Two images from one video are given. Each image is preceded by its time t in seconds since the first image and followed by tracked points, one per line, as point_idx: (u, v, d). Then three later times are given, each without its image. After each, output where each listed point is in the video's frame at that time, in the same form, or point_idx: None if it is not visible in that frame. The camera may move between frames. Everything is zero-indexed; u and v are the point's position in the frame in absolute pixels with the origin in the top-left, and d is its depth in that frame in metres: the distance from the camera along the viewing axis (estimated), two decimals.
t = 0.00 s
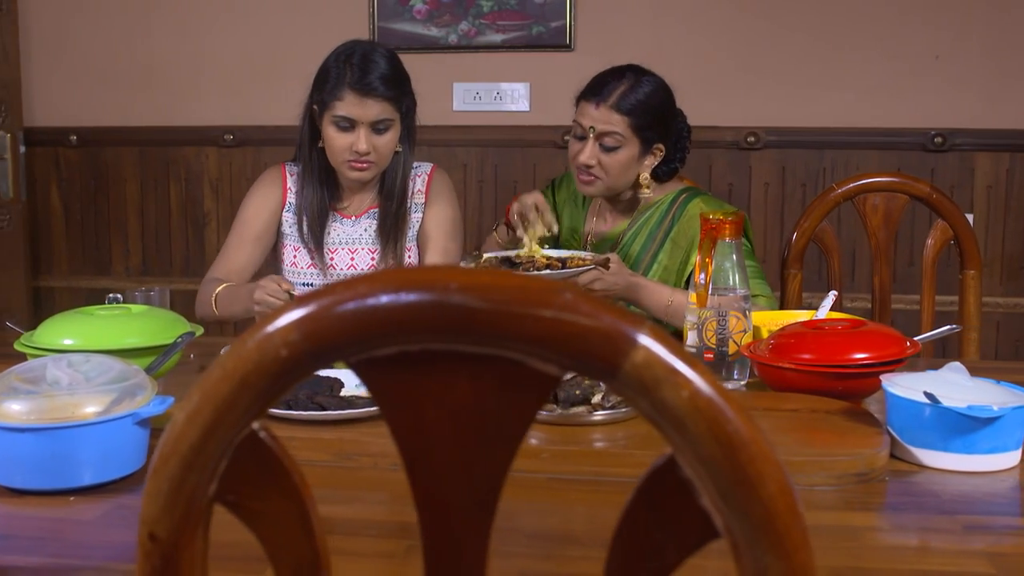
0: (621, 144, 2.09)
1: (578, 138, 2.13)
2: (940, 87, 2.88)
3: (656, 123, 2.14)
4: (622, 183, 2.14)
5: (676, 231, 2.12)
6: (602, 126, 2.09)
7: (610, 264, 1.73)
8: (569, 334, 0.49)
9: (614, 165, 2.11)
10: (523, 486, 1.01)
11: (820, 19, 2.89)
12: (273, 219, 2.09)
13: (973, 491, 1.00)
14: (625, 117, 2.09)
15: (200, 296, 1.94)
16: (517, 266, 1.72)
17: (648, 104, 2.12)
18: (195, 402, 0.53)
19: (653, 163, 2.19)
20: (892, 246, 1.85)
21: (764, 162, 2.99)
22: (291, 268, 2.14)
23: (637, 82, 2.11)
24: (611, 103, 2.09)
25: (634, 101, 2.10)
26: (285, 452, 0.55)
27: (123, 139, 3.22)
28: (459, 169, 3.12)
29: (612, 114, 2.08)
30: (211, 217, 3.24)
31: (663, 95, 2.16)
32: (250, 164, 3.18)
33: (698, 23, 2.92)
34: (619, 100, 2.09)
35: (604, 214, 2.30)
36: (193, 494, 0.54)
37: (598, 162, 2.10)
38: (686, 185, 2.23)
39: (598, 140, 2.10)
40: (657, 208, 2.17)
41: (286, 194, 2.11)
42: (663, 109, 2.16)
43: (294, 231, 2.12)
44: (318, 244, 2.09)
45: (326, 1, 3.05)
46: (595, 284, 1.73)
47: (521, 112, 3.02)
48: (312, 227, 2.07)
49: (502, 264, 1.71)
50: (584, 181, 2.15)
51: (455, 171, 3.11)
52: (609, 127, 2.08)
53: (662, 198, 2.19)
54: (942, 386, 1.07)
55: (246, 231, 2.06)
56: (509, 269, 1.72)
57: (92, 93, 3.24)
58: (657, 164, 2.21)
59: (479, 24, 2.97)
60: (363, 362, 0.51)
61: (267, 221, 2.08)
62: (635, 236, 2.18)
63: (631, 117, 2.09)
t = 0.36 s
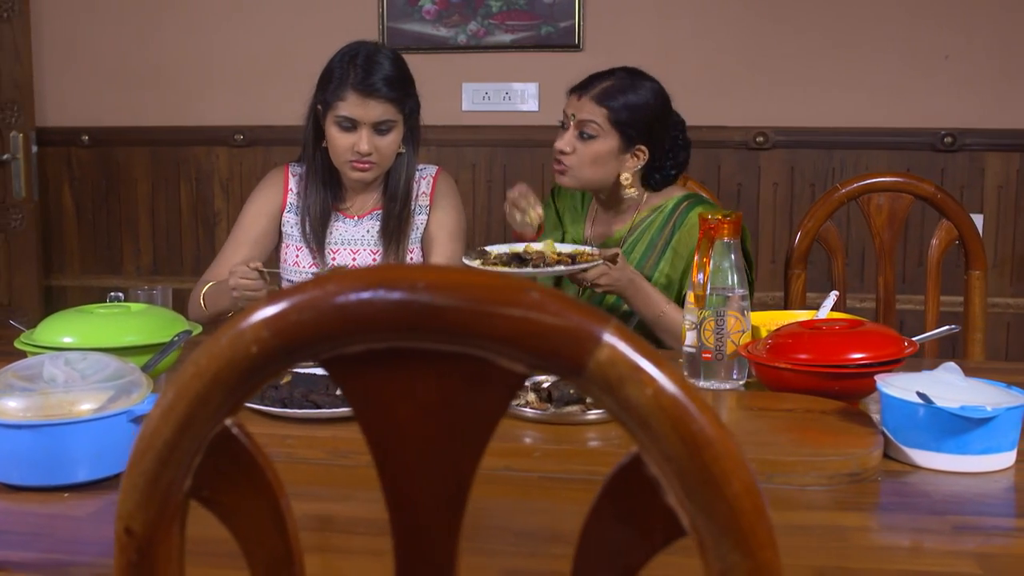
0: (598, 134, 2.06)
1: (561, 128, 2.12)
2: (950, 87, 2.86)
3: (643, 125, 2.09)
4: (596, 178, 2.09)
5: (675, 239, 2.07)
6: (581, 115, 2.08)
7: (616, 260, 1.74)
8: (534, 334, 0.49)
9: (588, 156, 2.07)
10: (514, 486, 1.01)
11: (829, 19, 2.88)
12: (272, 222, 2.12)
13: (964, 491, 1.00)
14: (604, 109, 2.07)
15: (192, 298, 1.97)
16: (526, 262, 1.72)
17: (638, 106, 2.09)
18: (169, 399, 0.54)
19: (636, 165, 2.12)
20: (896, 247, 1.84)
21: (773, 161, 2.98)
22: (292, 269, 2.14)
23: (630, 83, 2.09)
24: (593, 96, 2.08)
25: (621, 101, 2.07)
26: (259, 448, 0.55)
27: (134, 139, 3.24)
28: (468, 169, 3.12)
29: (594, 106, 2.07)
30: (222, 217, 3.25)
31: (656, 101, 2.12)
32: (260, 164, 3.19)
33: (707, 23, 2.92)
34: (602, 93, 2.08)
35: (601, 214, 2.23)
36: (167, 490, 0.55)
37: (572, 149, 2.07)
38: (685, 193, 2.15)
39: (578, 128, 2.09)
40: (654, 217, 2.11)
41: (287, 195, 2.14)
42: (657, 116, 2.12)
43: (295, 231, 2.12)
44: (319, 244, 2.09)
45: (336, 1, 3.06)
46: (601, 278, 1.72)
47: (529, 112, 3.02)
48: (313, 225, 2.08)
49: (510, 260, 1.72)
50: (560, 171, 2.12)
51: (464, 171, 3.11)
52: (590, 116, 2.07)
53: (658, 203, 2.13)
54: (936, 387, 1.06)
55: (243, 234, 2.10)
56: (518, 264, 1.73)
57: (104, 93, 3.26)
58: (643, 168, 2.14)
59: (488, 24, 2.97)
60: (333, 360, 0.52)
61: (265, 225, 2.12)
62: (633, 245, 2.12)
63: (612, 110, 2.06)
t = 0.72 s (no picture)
0: (590, 146, 2.01)
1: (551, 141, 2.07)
2: (960, 87, 2.85)
3: (632, 130, 2.04)
4: (592, 188, 2.06)
5: (661, 238, 2.01)
6: (571, 128, 2.02)
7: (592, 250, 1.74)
8: (501, 332, 0.49)
9: (583, 168, 2.03)
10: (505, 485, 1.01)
11: (839, 19, 2.87)
12: (276, 222, 2.15)
13: (956, 492, 1.00)
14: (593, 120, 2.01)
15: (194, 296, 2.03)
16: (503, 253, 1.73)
17: (625, 112, 2.03)
18: (144, 396, 0.54)
19: (629, 169, 2.08)
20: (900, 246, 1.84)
21: (782, 161, 2.97)
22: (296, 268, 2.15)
23: (614, 90, 2.03)
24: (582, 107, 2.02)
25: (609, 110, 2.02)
26: (233, 444, 0.56)
27: (144, 139, 3.26)
28: (477, 169, 3.13)
29: (583, 118, 2.01)
30: (232, 216, 3.27)
31: (642, 103, 2.07)
32: (270, 164, 3.20)
33: (716, 23, 2.92)
34: (588, 103, 2.02)
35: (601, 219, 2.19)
36: (144, 486, 0.55)
37: (567, 164, 2.03)
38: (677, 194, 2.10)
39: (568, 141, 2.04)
40: (644, 220, 2.06)
41: (293, 195, 2.15)
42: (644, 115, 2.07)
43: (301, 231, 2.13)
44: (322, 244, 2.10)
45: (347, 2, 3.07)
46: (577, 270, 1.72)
47: (538, 112, 3.03)
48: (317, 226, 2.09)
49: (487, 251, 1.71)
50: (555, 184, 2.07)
51: (474, 170, 3.12)
52: (580, 131, 2.01)
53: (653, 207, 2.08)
54: (931, 387, 1.06)
55: (247, 234, 2.12)
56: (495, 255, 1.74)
57: (115, 93, 3.28)
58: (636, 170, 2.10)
59: (497, 24, 2.98)
60: (304, 357, 0.52)
61: (269, 225, 2.15)
62: (622, 251, 2.07)
63: (601, 120, 2.01)
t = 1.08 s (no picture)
0: (610, 130, 2.01)
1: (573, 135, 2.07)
2: (968, 87, 2.84)
3: (652, 113, 2.05)
4: (621, 176, 2.04)
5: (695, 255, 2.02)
6: (590, 117, 2.03)
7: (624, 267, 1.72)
8: (469, 331, 0.50)
9: (607, 154, 2.01)
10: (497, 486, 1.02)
11: (847, 19, 2.87)
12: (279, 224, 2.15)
13: (948, 492, 1.00)
14: (610, 106, 2.02)
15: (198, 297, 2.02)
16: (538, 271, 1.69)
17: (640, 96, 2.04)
18: (122, 393, 0.55)
19: (654, 153, 2.08)
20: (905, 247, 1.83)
21: (790, 162, 2.97)
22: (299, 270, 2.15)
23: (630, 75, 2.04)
24: (597, 96, 2.03)
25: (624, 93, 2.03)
26: (209, 440, 0.57)
27: (154, 139, 3.27)
28: (485, 169, 3.13)
29: (600, 105, 2.02)
30: (241, 216, 3.29)
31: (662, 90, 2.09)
32: (279, 164, 3.21)
33: (724, 23, 2.91)
34: (604, 91, 2.03)
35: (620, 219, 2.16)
36: (121, 482, 0.56)
37: (590, 153, 2.03)
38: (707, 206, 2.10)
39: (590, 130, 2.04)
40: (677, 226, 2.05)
41: (295, 197, 2.16)
42: (661, 105, 2.08)
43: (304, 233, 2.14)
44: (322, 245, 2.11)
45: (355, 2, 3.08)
46: (611, 287, 1.73)
47: (546, 112, 3.03)
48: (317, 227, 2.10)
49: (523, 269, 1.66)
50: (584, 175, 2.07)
51: (481, 170, 3.12)
52: (598, 116, 2.02)
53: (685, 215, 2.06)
54: (924, 387, 1.06)
55: (249, 235, 2.13)
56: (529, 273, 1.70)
57: (126, 94, 3.30)
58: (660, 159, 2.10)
59: (505, 25, 2.98)
60: (278, 355, 0.53)
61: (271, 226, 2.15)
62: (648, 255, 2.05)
63: (619, 105, 2.02)
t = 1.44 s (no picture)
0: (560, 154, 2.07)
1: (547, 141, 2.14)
2: (975, 87, 2.83)
3: (610, 148, 2.04)
4: (569, 195, 2.11)
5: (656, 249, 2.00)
6: (554, 135, 2.09)
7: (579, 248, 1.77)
8: (439, 329, 0.50)
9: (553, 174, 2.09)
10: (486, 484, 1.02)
11: (853, 18, 2.86)
12: (276, 226, 2.16)
13: (939, 493, 0.99)
14: (569, 131, 2.06)
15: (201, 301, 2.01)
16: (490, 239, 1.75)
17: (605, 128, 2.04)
18: (100, 390, 0.55)
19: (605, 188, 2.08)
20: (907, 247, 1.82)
21: (796, 162, 2.96)
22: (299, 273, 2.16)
23: (601, 101, 2.04)
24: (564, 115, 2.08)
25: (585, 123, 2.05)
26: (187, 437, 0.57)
27: (162, 139, 3.29)
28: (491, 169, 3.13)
29: (562, 125, 2.07)
30: (249, 215, 3.30)
31: (640, 126, 2.05)
32: (286, 163, 3.22)
33: (730, 23, 2.91)
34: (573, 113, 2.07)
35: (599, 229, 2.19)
36: (100, 477, 0.57)
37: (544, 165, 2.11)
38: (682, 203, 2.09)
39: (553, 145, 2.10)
40: (647, 227, 2.05)
41: (291, 200, 2.16)
42: (631, 142, 2.05)
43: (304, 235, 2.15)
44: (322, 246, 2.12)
45: (362, 2, 3.09)
46: (563, 264, 1.78)
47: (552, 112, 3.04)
48: (320, 228, 2.10)
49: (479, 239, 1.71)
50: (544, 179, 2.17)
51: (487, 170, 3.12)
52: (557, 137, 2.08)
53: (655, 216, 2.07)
54: (917, 387, 1.06)
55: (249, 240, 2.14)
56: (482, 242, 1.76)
57: (135, 94, 3.31)
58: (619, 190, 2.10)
59: (511, 25, 2.99)
60: (253, 352, 0.53)
61: (270, 229, 2.16)
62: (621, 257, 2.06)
63: (574, 132, 2.05)
